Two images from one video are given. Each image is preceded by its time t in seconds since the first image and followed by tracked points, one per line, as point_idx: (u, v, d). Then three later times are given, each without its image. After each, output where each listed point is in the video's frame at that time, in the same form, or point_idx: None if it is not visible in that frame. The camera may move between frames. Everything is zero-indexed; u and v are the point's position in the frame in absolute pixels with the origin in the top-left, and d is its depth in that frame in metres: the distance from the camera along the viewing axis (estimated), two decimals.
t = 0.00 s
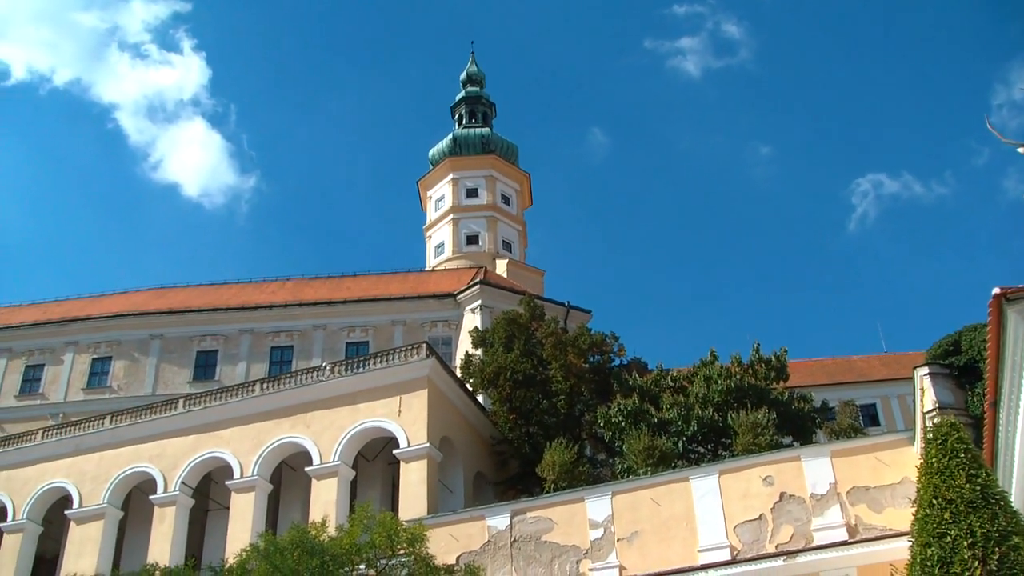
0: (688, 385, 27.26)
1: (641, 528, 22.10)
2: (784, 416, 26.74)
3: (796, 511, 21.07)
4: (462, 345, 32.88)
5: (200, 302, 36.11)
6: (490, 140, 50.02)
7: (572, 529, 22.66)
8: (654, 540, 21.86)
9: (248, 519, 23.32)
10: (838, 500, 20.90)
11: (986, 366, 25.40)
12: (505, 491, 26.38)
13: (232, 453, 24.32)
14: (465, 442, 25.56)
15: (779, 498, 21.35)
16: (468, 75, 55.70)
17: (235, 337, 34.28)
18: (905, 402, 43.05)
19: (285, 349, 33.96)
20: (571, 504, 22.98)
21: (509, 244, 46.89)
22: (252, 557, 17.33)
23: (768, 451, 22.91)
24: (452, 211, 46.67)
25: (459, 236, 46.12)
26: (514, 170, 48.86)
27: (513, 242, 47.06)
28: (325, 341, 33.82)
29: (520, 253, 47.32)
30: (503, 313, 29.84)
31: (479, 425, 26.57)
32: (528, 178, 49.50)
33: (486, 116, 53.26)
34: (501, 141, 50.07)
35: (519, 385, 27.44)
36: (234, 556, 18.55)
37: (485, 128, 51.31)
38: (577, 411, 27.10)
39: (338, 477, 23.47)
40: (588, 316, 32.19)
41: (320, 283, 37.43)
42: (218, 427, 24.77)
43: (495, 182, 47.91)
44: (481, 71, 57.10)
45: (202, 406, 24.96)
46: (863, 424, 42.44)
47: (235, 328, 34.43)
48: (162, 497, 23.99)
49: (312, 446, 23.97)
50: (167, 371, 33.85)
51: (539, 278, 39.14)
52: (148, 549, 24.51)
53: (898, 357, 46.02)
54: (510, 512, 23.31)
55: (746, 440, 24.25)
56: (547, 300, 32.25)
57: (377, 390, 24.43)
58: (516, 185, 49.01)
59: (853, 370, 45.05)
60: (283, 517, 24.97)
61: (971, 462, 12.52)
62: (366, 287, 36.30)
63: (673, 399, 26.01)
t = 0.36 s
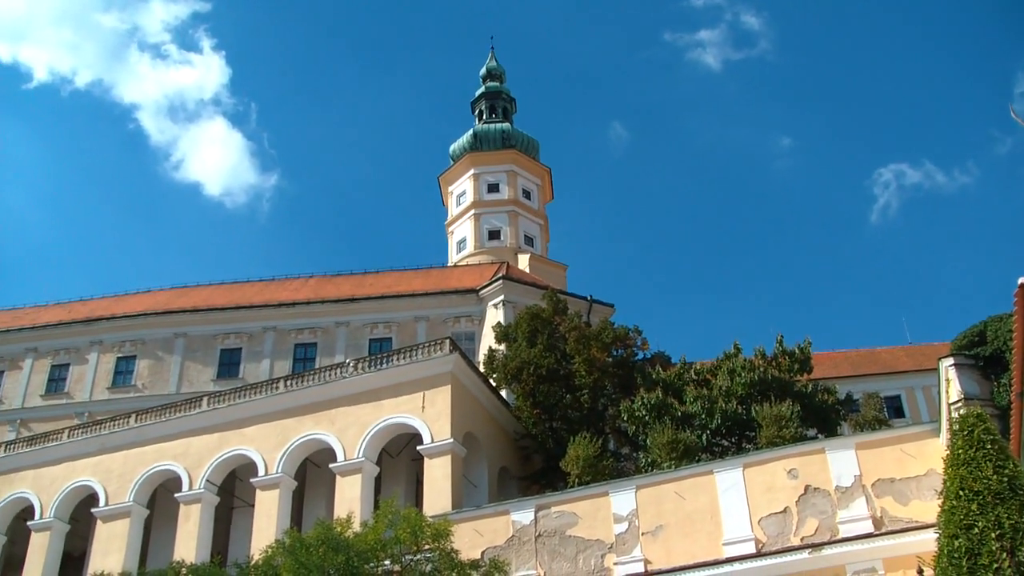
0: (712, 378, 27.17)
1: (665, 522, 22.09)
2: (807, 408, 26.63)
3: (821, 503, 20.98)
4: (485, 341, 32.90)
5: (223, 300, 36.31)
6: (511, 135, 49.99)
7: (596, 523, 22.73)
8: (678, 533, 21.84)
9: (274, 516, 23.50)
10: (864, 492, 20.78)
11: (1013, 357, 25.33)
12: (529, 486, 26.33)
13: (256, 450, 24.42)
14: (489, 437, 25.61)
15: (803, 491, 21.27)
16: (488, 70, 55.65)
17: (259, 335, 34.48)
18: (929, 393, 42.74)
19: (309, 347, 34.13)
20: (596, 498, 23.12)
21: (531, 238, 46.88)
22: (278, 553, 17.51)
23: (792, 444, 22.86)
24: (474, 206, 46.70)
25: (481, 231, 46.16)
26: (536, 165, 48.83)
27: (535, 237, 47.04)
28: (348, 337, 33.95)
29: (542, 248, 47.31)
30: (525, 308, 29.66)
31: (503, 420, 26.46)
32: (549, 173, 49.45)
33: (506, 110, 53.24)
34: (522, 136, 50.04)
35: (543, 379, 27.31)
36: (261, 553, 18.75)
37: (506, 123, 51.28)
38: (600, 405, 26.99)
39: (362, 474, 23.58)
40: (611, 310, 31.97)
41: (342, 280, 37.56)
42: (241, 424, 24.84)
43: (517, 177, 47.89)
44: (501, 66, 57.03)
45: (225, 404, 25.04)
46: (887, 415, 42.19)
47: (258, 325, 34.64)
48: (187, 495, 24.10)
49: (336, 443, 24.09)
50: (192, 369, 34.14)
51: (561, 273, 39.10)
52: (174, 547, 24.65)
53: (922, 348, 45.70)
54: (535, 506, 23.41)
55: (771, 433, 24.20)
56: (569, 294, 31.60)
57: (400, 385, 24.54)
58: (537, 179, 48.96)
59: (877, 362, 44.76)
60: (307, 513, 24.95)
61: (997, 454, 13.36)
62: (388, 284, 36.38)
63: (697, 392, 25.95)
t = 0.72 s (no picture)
0: (732, 372, 27.07)
1: (686, 516, 22.12)
2: (829, 401, 26.49)
3: (842, 497, 20.91)
4: (505, 336, 32.87)
5: (243, 297, 36.46)
6: (530, 130, 49.91)
7: (618, 517, 22.83)
8: (700, 528, 21.87)
9: (296, 512, 23.65)
10: (885, 486, 20.66)
11: None
12: (550, 481, 26.31)
13: (277, 447, 24.54)
14: (510, 432, 25.64)
15: (825, 485, 21.20)
16: (505, 65, 55.58)
17: (279, 332, 34.63)
18: (951, 385, 42.40)
19: (329, 343, 34.24)
20: (617, 493, 23.22)
21: (551, 233, 46.84)
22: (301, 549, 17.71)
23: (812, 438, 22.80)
24: (493, 201, 46.71)
25: (500, 227, 46.16)
26: (555, 160, 48.77)
27: (555, 231, 46.99)
28: (368, 334, 34.07)
29: (562, 243, 47.26)
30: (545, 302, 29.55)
31: (523, 415, 26.44)
32: (569, 168, 49.37)
33: (525, 105, 53.17)
34: (541, 131, 49.94)
35: (563, 374, 27.27)
36: (285, 548, 18.95)
37: (525, 118, 51.20)
38: (621, 399, 26.89)
39: (384, 470, 23.76)
40: (631, 304, 31.78)
41: (362, 276, 37.68)
42: (263, 421, 24.95)
43: (536, 172, 47.86)
44: (520, 61, 56.94)
45: (246, 400, 25.13)
46: (908, 408, 41.89)
47: (279, 323, 34.76)
48: (209, 491, 24.23)
49: (356, 438, 24.20)
50: (212, 366, 34.35)
51: (581, 267, 39.06)
52: (195, 543, 24.77)
53: (944, 340, 45.32)
54: (556, 501, 23.62)
55: (791, 427, 24.13)
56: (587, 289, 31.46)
57: (421, 380, 24.61)
58: (556, 174, 48.90)
59: (898, 355, 44.42)
60: (329, 509, 25.03)
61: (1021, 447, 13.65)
62: (408, 279, 36.39)
63: (717, 386, 25.88)
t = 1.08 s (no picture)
0: (752, 363, 26.94)
1: (707, 507, 22.12)
2: (849, 392, 26.40)
3: (864, 487, 20.83)
4: (524, 329, 32.59)
5: (264, 291, 36.28)
6: (546, 123, 49.66)
7: (638, 509, 22.86)
8: (721, 519, 21.85)
9: (316, 506, 23.53)
10: (907, 476, 20.58)
11: None
12: (570, 473, 26.17)
13: (298, 440, 24.39)
14: (530, 425, 25.52)
15: (846, 475, 21.13)
16: (522, 58, 55.35)
17: (299, 326, 34.37)
18: (973, 375, 42.42)
19: (348, 336, 33.96)
20: (637, 484, 23.21)
21: (569, 226, 46.71)
22: (321, 544, 17.74)
23: (834, 429, 22.73)
24: (511, 194, 46.58)
25: (518, 219, 46.04)
26: (572, 152, 48.56)
27: (573, 224, 46.85)
28: (388, 327, 33.78)
29: (579, 236, 47.12)
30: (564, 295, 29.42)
31: (543, 407, 26.28)
32: (586, 161, 49.16)
33: (542, 98, 52.96)
34: (558, 123, 49.69)
35: (583, 366, 27.19)
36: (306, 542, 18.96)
37: (542, 111, 50.94)
38: (640, 391, 26.80)
39: (403, 463, 23.55)
40: (651, 296, 31.57)
41: (381, 270, 37.31)
42: (283, 415, 24.82)
43: (554, 165, 47.67)
44: (536, 54, 56.67)
45: (267, 394, 24.99)
46: (929, 398, 41.92)
47: (298, 316, 34.53)
48: (230, 485, 24.13)
49: (377, 432, 24.06)
50: (233, 361, 34.15)
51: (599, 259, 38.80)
52: (217, 537, 24.67)
53: (965, 330, 45.26)
54: (576, 493, 23.72)
55: (812, 418, 24.04)
56: (606, 281, 31.34)
57: (441, 373, 24.48)
58: (573, 167, 48.68)
59: (919, 345, 44.36)
60: (350, 501, 24.87)
61: None
62: (427, 273, 36.13)
63: (737, 377, 25.79)
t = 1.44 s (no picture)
0: (772, 350, 26.83)
1: (728, 495, 22.09)
2: (871, 378, 26.30)
3: (886, 474, 20.72)
4: (545, 318, 32.29)
5: (283, 282, 36.28)
6: (565, 111, 49.52)
7: (660, 498, 22.89)
8: (743, 507, 21.83)
9: (338, 496, 23.57)
10: (929, 463, 20.46)
11: None
12: (591, 462, 26.11)
13: (319, 431, 24.42)
14: (551, 414, 25.49)
15: (868, 463, 21.02)
16: (539, 47, 55.17)
17: (319, 317, 34.32)
18: (995, 361, 42.21)
19: (368, 327, 33.85)
20: (659, 473, 23.22)
21: (588, 215, 46.63)
22: (343, 533, 17.73)
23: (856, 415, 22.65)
24: (530, 183, 46.52)
25: (537, 209, 45.99)
26: (591, 141, 48.41)
27: (591, 213, 46.76)
28: (408, 318, 33.69)
29: (598, 224, 47.03)
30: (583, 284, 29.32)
31: (563, 396, 26.25)
32: (604, 149, 48.98)
33: (560, 87, 52.78)
34: (576, 112, 49.55)
35: (603, 355, 27.15)
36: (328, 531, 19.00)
37: (560, 100, 50.80)
38: (661, 379, 26.73)
39: (425, 453, 23.60)
40: (670, 284, 31.41)
41: (400, 260, 37.05)
42: (305, 406, 24.85)
43: (572, 154, 47.55)
44: (552, 42, 56.44)
45: (288, 386, 25.02)
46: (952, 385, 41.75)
47: (318, 308, 34.48)
48: (253, 477, 24.19)
49: (398, 422, 24.07)
50: (254, 353, 34.19)
51: (618, 248, 38.57)
52: (240, 528, 24.76)
53: (987, 316, 45.00)
54: (598, 482, 23.73)
55: (834, 405, 23.95)
56: (626, 269, 31.18)
57: (462, 363, 24.46)
58: (592, 155, 48.52)
59: (941, 331, 44.15)
60: (372, 492, 24.87)
61: None
62: (446, 263, 35.97)
63: (758, 365, 25.71)
